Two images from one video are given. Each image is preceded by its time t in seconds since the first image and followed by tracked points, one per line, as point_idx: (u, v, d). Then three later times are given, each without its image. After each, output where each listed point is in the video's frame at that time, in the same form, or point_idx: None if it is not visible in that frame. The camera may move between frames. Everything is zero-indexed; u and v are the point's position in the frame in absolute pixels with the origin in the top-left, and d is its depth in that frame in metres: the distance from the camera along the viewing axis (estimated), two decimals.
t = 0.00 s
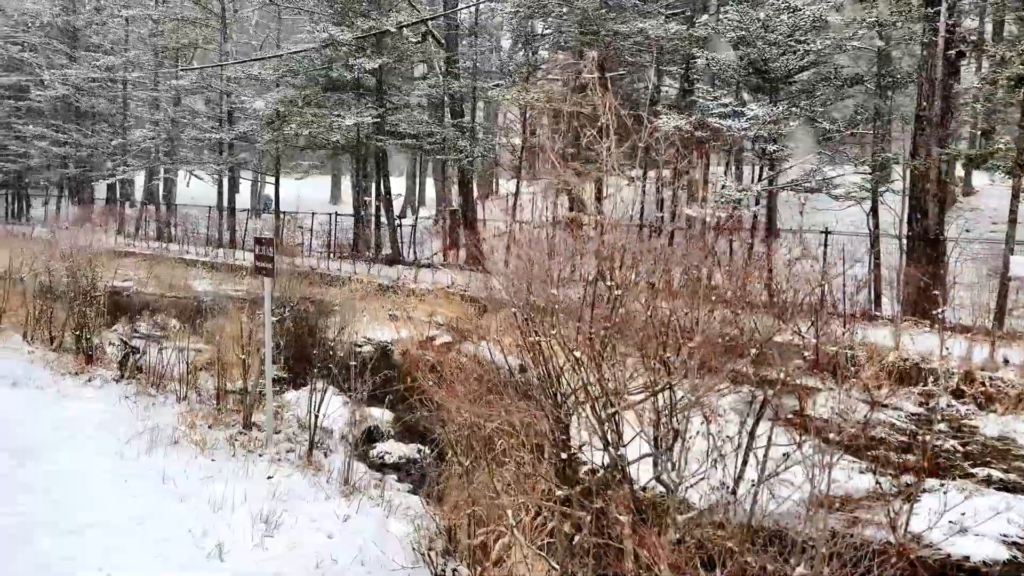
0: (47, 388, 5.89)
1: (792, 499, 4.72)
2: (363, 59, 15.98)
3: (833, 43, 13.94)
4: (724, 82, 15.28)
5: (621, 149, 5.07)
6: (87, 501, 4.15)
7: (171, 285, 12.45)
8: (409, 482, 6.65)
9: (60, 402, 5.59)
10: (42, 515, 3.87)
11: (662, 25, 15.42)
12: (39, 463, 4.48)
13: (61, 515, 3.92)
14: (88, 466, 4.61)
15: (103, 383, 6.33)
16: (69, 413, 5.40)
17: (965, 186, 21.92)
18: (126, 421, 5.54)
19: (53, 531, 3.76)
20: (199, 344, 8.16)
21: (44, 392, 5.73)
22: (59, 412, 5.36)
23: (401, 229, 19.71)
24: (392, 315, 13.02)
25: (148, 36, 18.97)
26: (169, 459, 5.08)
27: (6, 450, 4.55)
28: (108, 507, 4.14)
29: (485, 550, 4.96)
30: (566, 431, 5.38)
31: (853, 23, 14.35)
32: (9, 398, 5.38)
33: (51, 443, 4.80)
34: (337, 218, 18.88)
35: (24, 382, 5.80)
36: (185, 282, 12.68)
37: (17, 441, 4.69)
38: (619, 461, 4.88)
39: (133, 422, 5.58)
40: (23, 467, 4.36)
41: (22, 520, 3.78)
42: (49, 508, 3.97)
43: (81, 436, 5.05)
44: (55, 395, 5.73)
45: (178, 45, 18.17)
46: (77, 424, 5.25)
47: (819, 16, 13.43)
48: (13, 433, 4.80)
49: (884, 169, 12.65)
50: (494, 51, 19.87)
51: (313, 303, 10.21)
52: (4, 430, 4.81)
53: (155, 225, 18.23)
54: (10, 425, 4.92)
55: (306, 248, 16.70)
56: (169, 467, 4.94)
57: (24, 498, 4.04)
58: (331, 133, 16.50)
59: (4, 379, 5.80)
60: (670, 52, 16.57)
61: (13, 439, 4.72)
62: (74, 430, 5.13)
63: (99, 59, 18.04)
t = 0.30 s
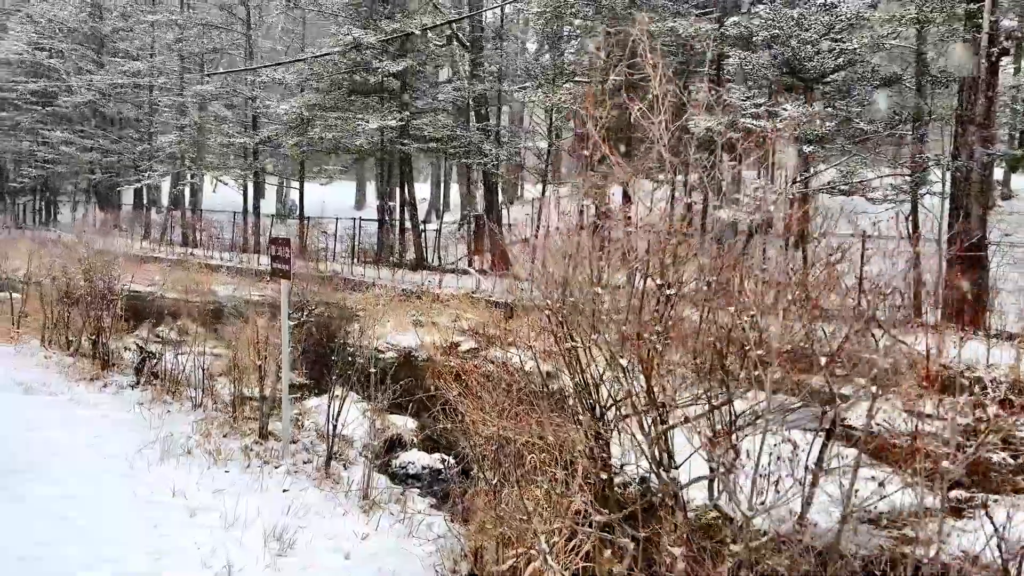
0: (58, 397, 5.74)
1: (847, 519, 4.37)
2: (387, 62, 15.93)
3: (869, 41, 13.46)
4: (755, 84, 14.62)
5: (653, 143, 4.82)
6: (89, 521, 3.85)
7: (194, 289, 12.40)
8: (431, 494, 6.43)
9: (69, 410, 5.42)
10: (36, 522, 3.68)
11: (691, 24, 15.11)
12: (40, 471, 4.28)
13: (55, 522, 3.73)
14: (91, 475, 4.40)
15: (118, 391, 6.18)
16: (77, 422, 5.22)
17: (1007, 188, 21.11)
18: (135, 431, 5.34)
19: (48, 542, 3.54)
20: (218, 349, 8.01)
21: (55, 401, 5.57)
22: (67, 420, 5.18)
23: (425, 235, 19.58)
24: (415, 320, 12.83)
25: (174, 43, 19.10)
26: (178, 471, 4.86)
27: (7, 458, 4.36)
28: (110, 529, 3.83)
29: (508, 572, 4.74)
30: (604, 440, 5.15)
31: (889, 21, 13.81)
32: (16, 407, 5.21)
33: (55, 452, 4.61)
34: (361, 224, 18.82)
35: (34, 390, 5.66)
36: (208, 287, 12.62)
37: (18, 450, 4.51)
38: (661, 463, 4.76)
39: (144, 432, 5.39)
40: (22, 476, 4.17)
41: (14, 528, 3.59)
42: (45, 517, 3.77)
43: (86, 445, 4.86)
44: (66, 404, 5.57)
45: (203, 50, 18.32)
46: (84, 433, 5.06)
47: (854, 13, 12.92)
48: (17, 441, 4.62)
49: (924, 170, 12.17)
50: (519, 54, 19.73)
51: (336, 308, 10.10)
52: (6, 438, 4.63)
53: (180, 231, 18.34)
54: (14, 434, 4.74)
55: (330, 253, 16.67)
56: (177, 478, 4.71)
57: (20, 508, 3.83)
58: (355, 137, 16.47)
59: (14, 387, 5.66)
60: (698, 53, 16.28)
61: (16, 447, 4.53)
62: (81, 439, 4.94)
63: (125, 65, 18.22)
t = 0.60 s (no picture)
0: (77, 407, 5.52)
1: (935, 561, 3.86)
2: (417, 59, 15.66)
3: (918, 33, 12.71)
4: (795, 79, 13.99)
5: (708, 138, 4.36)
6: (98, 550, 3.57)
7: (222, 291, 12.27)
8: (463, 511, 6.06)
9: (86, 423, 5.18)
10: (41, 555, 3.40)
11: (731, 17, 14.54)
12: (47, 496, 4.02)
13: (62, 554, 3.45)
14: (101, 498, 4.13)
15: (139, 400, 5.94)
16: (92, 437, 4.98)
17: None
18: (153, 446, 5.08)
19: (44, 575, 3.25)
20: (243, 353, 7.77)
21: (73, 411, 5.35)
22: (82, 435, 4.94)
23: (454, 234, 19.33)
24: (444, 322, 12.58)
25: (204, 41, 19.08)
26: (195, 490, 4.57)
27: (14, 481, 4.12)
28: (119, 558, 3.54)
29: None
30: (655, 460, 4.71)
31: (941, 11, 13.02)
32: (31, 421, 5.00)
33: (65, 473, 4.36)
34: (391, 223, 18.64)
35: (54, 400, 5.46)
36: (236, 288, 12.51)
37: (26, 471, 4.26)
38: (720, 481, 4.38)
39: (162, 445, 5.12)
40: (27, 501, 3.91)
41: (17, 563, 3.32)
42: (45, 547, 3.49)
43: (99, 463, 4.60)
44: (84, 414, 5.34)
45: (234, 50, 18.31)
46: (99, 449, 4.81)
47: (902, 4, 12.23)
48: (26, 462, 4.39)
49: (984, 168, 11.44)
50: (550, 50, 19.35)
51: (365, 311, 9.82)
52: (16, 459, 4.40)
53: (211, 230, 18.32)
54: (25, 453, 4.51)
55: (359, 253, 16.46)
56: (192, 499, 4.42)
57: (23, 537, 3.56)
58: (384, 136, 16.25)
59: (33, 397, 5.46)
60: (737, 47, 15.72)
61: (24, 469, 4.29)
62: (95, 456, 4.69)
63: (157, 65, 18.27)
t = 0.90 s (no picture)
0: (99, 414, 5.32)
1: None
2: (445, 60, 15.50)
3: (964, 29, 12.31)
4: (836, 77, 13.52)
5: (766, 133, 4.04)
6: (101, 552, 3.32)
7: (251, 297, 12.15)
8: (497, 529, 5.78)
9: (108, 430, 4.97)
10: (40, 552, 3.17)
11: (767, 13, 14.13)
12: (64, 495, 3.79)
13: (62, 553, 3.21)
14: (121, 506, 3.89)
15: (162, 409, 5.73)
16: (115, 443, 4.76)
17: None
18: (176, 456, 4.85)
19: None
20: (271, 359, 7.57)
21: (96, 418, 5.15)
22: (104, 440, 4.73)
23: (482, 238, 19.08)
24: (473, 327, 12.32)
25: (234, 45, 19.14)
26: (218, 507, 4.31)
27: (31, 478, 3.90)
28: (123, 564, 3.28)
29: None
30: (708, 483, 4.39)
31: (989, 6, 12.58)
32: (54, 421, 4.81)
33: (85, 478, 4.13)
34: (418, 226, 18.45)
35: (77, 405, 5.27)
36: (265, 293, 12.38)
37: (34, 471, 4.02)
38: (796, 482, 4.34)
39: (186, 456, 4.89)
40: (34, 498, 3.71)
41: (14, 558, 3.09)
42: (46, 547, 3.25)
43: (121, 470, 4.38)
44: (107, 421, 5.14)
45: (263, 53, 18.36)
46: (120, 456, 4.59)
47: None
48: (46, 460, 4.18)
49: None
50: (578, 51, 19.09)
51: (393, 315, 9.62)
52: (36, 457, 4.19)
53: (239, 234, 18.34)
54: (47, 452, 4.31)
55: (387, 256, 16.32)
56: (215, 516, 4.16)
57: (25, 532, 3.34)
58: (412, 138, 16.12)
59: (55, 402, 5.28)
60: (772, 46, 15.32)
61: (43, 468, 4.08)
62: (116, 462, 4.47)
63: (186, 69, 18.36)
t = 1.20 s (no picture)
0: (120, 427, 5.14)
1: None
2: (473, 59, 15.22)
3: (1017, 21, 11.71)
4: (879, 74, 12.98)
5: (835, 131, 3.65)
6: None
7: (277, 299, 12.01)
8: (530, 551, 5.51)
9: (126, 444, 4.78)
10: None
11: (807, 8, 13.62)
12: (71, 522, 3.56)
13: None
14: (135, 530, 3.66)
15: (184, 421, 5.54)
16: (133, 459, 4.56)
17: None
18: (196, 474, 4.64)
19: None
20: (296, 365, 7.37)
21: (115, 431, 4.97)
22: (121, 456, 4.53)
23: (509, 238, 18.84)
24: (501, 330, 12.08)
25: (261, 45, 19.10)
26: (240, 532, 4.08)
27: (36, 503, 3.67)
28: None
29: None
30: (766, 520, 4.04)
31: None
32: (68, 436, 4.62)
33: (100, 496, 3.95)
34: (445, 227, 18.26)
35: (96, 417, 5.09)
36: (291, 296, 12.24)
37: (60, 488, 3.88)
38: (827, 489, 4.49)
39: (206, 475, 4.68)
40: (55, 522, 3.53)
41: None
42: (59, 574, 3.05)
43: (137, 490, 4.16)
44: (127, 435, 4.95)
45: (290, 53, 18.29)
46: (138, 473, 4.38)
47: None
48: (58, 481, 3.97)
49: None
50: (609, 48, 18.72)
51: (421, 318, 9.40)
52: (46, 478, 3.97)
53: (267, 234, 18.32)
54: (58, 471, 4.10)
55: (413, 257, 16.13)
56: (236, 542, 3.92)
57: (42, 563, 3.14)
58: (440, 138, 15.92)
59: (75, 414, 5.11)
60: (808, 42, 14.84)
61: (53, 489, 3.86)
62: (133, 481, 4.26)
63: (214, 70, 18.37)
